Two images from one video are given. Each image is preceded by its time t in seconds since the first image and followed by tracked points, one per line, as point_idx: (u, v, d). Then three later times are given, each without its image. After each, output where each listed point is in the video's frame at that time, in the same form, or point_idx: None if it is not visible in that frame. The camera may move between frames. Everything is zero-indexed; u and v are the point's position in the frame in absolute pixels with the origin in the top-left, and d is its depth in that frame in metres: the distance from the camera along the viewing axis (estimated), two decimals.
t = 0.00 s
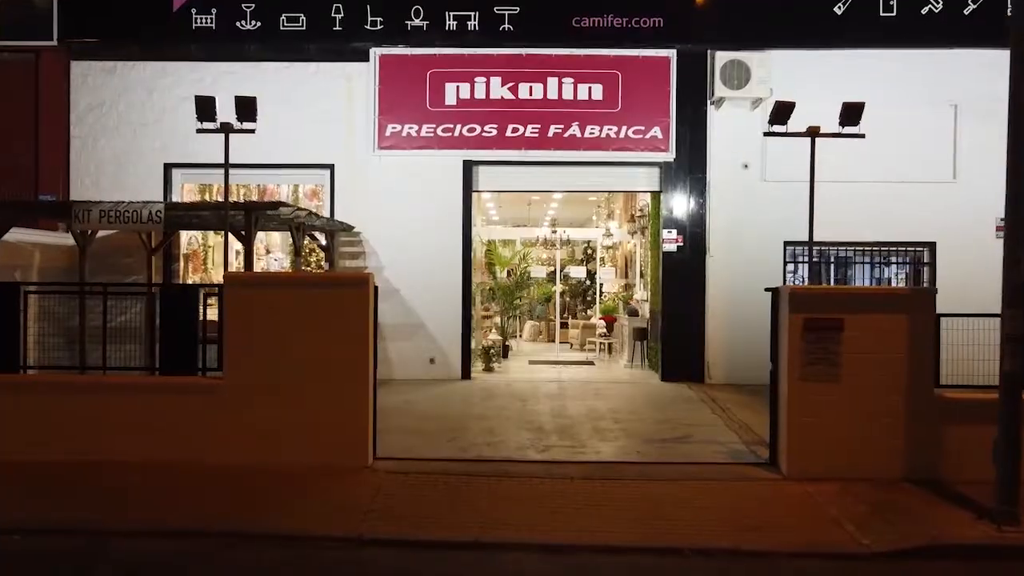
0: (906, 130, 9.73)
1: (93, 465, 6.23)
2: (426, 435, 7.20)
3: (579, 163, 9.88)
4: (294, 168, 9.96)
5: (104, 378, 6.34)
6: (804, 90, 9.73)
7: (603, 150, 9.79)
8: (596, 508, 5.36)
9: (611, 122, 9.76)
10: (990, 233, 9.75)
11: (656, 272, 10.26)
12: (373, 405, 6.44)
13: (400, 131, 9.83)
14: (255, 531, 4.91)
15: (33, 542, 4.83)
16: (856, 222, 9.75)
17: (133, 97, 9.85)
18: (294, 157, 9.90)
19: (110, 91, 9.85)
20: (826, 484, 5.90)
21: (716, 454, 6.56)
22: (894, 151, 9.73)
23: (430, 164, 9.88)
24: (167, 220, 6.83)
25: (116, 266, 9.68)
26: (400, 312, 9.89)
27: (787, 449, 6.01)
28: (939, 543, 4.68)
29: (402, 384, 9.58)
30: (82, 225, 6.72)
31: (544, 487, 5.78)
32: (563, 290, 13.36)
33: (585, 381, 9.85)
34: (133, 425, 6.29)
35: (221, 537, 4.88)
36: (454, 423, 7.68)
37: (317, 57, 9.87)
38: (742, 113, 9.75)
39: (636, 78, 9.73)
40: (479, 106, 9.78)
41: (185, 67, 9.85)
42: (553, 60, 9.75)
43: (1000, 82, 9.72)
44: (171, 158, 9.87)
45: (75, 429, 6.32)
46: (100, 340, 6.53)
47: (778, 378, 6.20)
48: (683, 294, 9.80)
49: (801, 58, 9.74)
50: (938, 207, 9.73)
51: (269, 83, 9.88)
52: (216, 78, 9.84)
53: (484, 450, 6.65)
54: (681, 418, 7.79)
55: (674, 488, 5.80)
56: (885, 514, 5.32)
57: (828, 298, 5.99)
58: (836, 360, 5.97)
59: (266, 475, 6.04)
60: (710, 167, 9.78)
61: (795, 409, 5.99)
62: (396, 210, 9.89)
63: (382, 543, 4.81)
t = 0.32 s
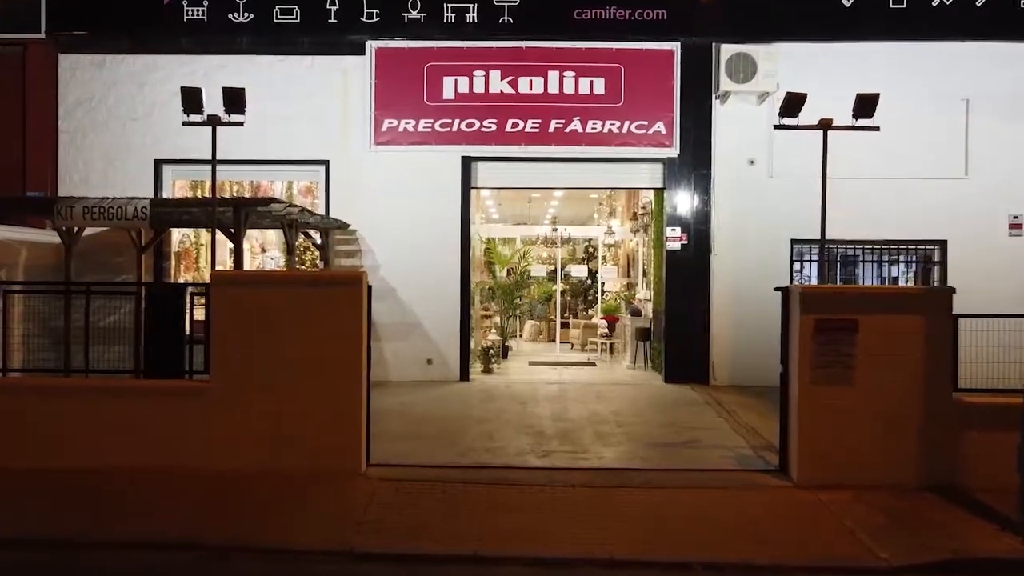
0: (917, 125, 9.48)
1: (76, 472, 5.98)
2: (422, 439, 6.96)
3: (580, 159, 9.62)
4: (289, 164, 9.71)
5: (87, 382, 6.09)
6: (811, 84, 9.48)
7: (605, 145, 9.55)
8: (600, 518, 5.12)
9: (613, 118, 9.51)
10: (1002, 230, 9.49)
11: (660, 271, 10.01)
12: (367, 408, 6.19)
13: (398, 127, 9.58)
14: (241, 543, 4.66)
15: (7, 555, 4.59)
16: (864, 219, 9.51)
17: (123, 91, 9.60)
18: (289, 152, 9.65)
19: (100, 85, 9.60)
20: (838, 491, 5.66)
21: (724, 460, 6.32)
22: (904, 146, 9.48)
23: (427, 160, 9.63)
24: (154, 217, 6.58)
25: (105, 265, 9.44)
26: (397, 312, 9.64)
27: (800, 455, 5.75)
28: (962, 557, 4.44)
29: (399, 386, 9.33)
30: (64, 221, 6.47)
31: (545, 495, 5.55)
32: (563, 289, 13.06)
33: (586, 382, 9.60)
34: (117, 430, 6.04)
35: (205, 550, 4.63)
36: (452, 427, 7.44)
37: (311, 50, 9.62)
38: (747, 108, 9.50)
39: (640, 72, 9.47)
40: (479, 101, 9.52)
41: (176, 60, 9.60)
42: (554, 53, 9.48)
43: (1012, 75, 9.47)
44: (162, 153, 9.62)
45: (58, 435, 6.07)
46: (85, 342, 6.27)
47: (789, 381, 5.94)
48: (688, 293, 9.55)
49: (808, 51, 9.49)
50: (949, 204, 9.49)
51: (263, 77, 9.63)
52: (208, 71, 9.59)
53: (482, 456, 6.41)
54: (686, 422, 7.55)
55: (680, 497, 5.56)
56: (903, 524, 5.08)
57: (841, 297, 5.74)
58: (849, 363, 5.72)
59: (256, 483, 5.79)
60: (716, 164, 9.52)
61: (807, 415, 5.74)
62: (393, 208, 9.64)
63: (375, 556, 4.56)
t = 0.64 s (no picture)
0: (932, 118, 9.14)
1: (49, 484, 5.65)
2: (417, 447, 6.62)
3: (583, 154, 9.28)
4: (281, 160, 9.38)
5: (61, 388, 5.75)
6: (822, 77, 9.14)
7: (609, 139, 9.20)
8: (605, 534, 4.78)
9: (617, 111, 9.17)
10: (1020, 228, 9.15)
11: (664, 270, 9.67)
12: (359, 416, 5.85)
13: (393, 120, 9.25)
14: (219, 563, 4.33)
15: None
16: (877, 216, 9.18)
17: (108, 83, 9.27)
18: (280, 147, 9.32)
19: (85, 77, 9.28)
20: (859, 505, 5.32)
21: (736, 470, 5.98)
22: (918, 141, 9.14)
23: (424, 155, 9.28)
24: (134, 212, 6.26)
25: (90, 264, 9.10)
26: (393, 312, 9.31)
27: (818, 467, 5.40)
28: None
29: (394, 390, 8.99)
30: (40, 218, 6.12)
31: (546, 509, 5.21)
32: (564, 289, 12.68)
33: (589, 385, 9.26)
34: (93, 440, 5.70)
35: (180, 571, 4.29)
36: (449, 433, 7.10)
37: (303, 40, 9.29)
38: (756, 101, 9.16)
39: (644, 63, 9.13)
40: (476, 93, 9.18)
41: (163, 51, 9.28)
42: (555, 44, 9.14)
43: None
44: (149, 148, 9.29)
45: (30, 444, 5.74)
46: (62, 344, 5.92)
47: (806, 387, 5.60)
48: (694, 293, 9.20)
49: (819, 42, 9.15)
50: (965, 200, 9.15)
51: (253, 68, 9.30)
52: (197, 63, 9.26)
53: (480, 466, 6.07)
54: (694, 428, 7.21)
55: (690, 510, 5.22)
56: (930, 541, 4.74)
57: (860, 298, 5.40)
58: (869, 368, 5.38)
59: (238, 496, 5.45)
60: (723, 159, 9.18)
61: (824, 423, 5.40)
62: (389, 204, 9.30)
63: None
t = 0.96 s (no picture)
0: (949, 110, 8.78)
1: (19, 497, 5.29)
2: (412, 456, 6.26)
3: (586, 148, 8.91)
4: (272, 154, 9.01)
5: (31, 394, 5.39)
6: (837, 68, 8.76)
7: (613, 133, 8.84)
8: (612, 553, 4.42)
9: (621, 103, 8.81)
10: None
11: (671, 269, 9.30)
12: (349, 425, 5.48)
13: (389, 113, 8.88)
14: None
15: None
16: (893, 213, 8.81)
17: (92, 74, 8.91)
18: (272, 140, 8.96)
19: (68, 68, 8.91)
20: (884, 520, 4.96)
21: (751, 482, 5.62)
22: (936, 135, 8.78)
23: (420, 150, 8.92)
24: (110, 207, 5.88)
25: (73, 263, 8.73)
26: (388, 312, 8.95)
27: (840, 479, 5.04)
28: None
29: (390, 393, 8.63)
30: (10, 213, 5.75)
31: (549, 524, 4.84)
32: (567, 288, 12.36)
33: (593, 389, 8.90)
34: (64, 450, 5.34)
35: None
36: (446, 441, 6.74)
37: (295, 29, 8.92)
38: (767, 93, 8.79)
39: (650, 54, 8.76)
40: (475, 85, 8.82)
41: (149, 41, 8.91)
42: (558, 33, 8.78)
43: None
44: (134, 142, 8.92)
45: None
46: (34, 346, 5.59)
47: (827, 394, 5.24)
48: (701, 292, 8.84)
49: (833, 31, 8.77)
50: (984, 196, 8.80)
51: (244, 59, 8.93)
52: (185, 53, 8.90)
53: (478, 476, 5.71)
54: (703, 435, 6.85)
55: (703, 526, 4.86)
56: (964, 560, 4.38)
57: (886, 300, 5.03)
58: (895, 375, 5.02)
59: (218, 511, 5.09)
60: (733, 153, 8.81)
61: (846, 432, 5.04)
62: (384, 199, 8.94)
63: None
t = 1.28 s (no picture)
0: (974, 101, 8.33)
1: None
2: (407, 469, 5.81)
3: (592, 141, 8.46)
4: (262, 147, 8.58)
5: None
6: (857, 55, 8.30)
7: (620, 125, 8.39)
8: None
9: (629, 93, 8.36)
10: None
11: (680, 267, 8.86)
12: (338, 439, 5.02)
13: (384, 103, 8.44)
14: None
15: None
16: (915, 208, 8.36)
17: (71, 62, 8.47)
18: (261, 133, 8.51)
19: (46, 55, 8.47)
20: (923, 544, 4.51)
21: (774, 499, 5.17)
22: (962, 126, 8.33)
23: (418, 142, 8.47)
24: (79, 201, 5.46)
25: (51, 261, 8.31)
26: (383, 313, 8.50)
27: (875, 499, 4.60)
28: None
29: (385, 400, 8.18)
30: None
31: (556, 548, 4.40)
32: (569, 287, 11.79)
33: (599, 394, 8.44)
34: (26, 465, 4.88)
35: None
36: (443, 452, 6.29)
37: (286, 16, 8.48)
38: (782, 82, 8.34)
39: (659, 41, 8.31)
40: (474, 74, 8.37)
41: (132, 27, 8.47)
42: (562, 19, 8.33)
43: None
44: (115, 134, 8.48)
45: None
46: None
47: (860, 405, 4.79)
48: (714, 293, 8.39)
49: (854, 17, 8.31)
50: (1011, 191, 8.35)
51: (231, 46, 8.49)
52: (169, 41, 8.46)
53: (477, 492, 5.27)
54: (720, 447, 6.41)
55: (724, 549, 4.41)
56: None
57: (927, 301, 4.58)
58: (935, 383, 4.57)
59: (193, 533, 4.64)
60: (746, 145, 8.36)
61: (881, 446, 4.59)
62: (378, 194, 8.49)
63: None
